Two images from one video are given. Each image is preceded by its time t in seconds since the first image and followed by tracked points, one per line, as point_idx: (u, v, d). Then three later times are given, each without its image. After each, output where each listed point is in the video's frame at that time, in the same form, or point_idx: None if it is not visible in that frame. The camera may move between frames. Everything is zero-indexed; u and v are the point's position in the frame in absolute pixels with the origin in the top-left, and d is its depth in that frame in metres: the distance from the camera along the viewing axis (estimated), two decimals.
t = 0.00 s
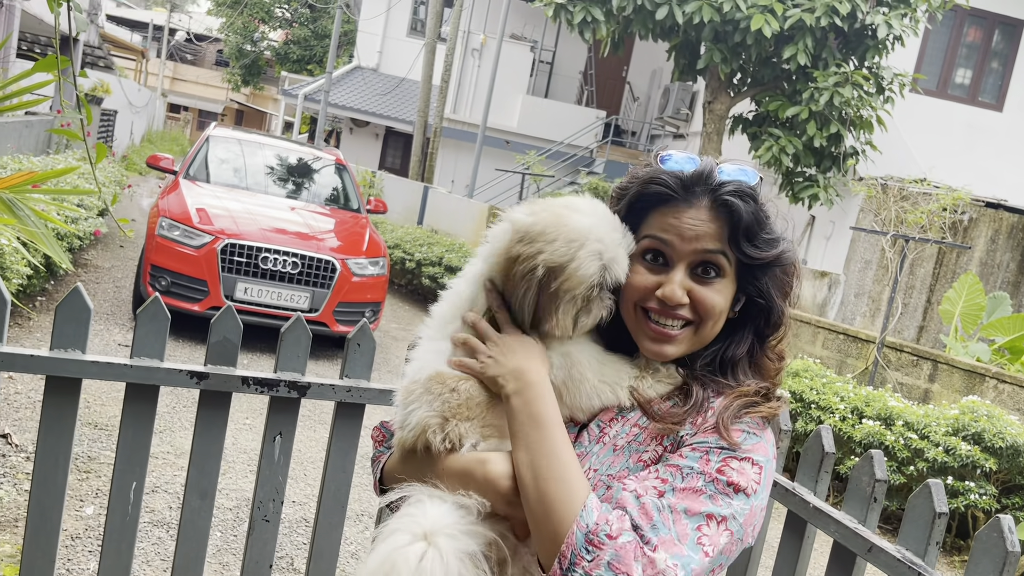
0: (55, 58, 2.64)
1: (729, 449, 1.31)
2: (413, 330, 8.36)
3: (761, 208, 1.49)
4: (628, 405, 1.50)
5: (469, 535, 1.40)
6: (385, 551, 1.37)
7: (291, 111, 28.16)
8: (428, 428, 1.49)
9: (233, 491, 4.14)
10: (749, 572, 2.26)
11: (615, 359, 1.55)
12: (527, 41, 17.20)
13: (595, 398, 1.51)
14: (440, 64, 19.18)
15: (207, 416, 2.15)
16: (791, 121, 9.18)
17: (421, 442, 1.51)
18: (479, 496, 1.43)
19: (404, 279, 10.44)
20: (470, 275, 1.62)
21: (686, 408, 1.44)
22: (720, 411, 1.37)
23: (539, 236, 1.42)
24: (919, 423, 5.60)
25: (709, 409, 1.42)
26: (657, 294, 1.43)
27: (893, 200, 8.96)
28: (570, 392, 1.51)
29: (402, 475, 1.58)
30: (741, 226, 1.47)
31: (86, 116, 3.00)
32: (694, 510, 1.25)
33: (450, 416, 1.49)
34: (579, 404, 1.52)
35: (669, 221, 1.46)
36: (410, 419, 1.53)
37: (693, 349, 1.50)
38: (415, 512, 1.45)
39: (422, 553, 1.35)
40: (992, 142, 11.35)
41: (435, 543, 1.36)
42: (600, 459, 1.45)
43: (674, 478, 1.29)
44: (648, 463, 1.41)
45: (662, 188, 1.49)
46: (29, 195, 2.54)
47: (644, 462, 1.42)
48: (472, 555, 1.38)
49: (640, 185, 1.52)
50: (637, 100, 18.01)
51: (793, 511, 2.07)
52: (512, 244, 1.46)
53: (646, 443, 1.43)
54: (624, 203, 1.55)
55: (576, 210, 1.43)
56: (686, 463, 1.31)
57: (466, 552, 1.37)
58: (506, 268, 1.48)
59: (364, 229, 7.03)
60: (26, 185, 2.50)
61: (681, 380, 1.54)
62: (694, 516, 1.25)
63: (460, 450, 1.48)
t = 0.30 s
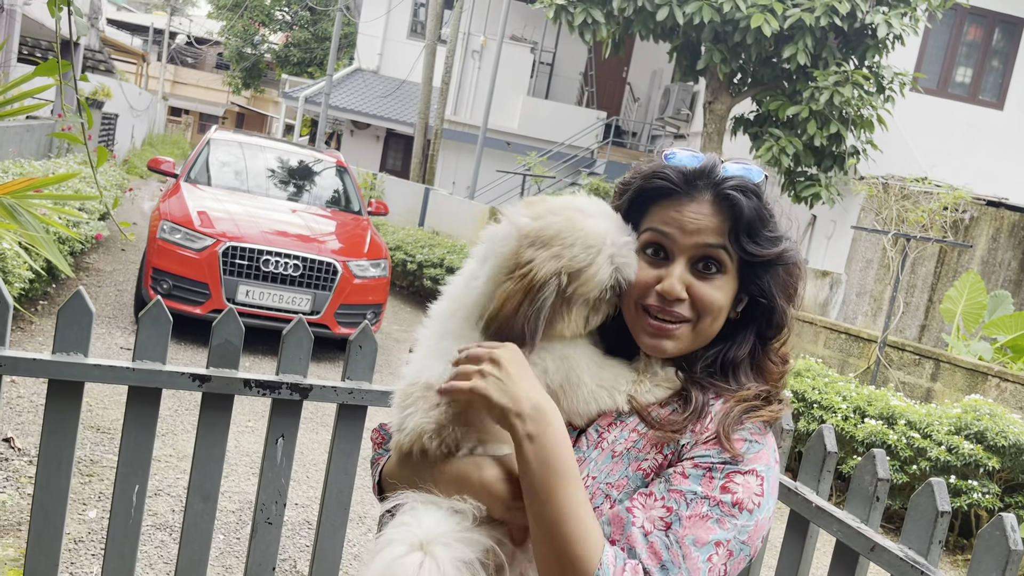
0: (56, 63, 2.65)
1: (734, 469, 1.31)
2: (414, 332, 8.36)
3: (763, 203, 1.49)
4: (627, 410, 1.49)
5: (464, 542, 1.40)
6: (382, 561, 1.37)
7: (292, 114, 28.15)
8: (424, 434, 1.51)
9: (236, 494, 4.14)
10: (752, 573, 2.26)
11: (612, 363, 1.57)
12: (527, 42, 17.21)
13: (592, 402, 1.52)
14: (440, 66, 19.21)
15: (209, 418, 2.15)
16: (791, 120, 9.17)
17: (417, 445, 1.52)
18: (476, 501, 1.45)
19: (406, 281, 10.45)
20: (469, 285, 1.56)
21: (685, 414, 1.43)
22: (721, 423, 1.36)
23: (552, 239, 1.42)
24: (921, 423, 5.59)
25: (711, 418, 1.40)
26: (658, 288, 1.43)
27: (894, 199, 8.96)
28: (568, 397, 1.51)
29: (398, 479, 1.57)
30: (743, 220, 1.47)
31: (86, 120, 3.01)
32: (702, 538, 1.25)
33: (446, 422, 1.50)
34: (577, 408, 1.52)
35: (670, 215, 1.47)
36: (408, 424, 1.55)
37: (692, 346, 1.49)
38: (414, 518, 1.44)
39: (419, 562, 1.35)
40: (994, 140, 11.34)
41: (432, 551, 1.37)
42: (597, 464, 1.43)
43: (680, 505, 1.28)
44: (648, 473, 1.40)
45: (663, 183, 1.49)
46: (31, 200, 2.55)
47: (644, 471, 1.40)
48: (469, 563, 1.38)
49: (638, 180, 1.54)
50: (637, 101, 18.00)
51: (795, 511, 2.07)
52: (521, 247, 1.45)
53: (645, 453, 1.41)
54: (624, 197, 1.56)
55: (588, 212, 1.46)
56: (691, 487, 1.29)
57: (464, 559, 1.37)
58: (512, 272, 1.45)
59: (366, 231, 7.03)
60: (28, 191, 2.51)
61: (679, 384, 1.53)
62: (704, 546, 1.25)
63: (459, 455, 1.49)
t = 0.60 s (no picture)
0: (53, 65, 2.65)
1: (723, 434, 1.29)
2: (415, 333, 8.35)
3: (786, 194, 1.49)
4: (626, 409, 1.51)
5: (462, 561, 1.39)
6: None
7: (292, 116, 28.15)
8: (422, 441, 1.47)
9: (237, 496, 4.14)
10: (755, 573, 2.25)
11: (615, 359, 1.56)
12: (527, 43, 17.21)
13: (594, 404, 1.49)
14: (440, 68, 19.21)
15: (208, 420, 2.15)
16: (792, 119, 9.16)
17: (415, 452, 1.49)
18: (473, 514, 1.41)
19: (407, 282, 10.44)
20: (472, 276, 1.56)
21: (680, 401, 1.42)
22: (718, 403, 1.35)
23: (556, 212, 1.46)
24: (924, 421, 5.57)
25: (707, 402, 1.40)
26: (670, 264, 1.43)
27: (896, 198, 9.05)
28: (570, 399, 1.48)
29: (400, 484, 1.56)
30: (764, 206, 1.46)
31: (85, 123, 3.01)
32: (680, 481, 1.22)
33: (445, 429, 1.46)
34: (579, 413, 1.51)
35: (690, 194, 1.49)
36: (405, 429, 1.52)
37: (697, 334, 1.47)
38: (413, 530, 1.43)
39: None
40: (994, 138, 11.33)
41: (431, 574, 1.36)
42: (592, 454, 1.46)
43: (663, 455, 1.26)
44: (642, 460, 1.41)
45: (684, 168, 1.52)
46: (29, 202, 2.55)
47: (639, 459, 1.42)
48: None
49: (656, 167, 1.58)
50: (637, 101, 17.98)
51: (798, 510, 2.06)
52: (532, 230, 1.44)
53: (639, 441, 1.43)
54: (646, 180, 1.59)
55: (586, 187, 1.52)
56: (677, 443, 1.28)
57: None
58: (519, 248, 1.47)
59: (366, 232, 7.03)
60: (25, 194, 2.51)
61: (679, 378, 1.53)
62: (679, 489, 1.21)
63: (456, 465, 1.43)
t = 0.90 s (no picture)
0: (50, 67, 2.64)
1: (735, 453, 1.26)
2: (416, 334, 8.35)
3: (784, 219, 1.38)
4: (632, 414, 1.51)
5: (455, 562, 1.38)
6: None
7: (291, 119, 28.09)
8: (420, 444, 1.50)
9: (238, 498, 4.13)
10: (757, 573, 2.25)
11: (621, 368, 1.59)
12: (526, 43, 17.21)
13: (600, 409, 1.52)
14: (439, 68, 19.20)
15: (207, 422, 2.14)
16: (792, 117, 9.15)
17: (413, 456, 1.51)
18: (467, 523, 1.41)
19: (407, 283, 10.43)
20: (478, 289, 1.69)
21: (692, 415, 1.40)
22: (729, 418, 1.32)
23: (552, 224, 1.54)
24: (926, 419, 5.55)
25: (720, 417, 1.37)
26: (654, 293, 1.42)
27: (896, 195, 9.07)
28: (575, 403, 1.53)
29: (397, 493, 1.57)
30: (754, 235, 1.37)
31: (81, 125, 2.99)
32: (689, 506, 1.21)
33: (443, 433, 1.49)
34: (584, 418, 1.53)
35: (679, 220, 1.43)
36: (404, 432, 1.54)
37: (691, 355, 1.47)
38: (408, 531, 1.43)
39: None
40: (995, 135, 11.31)
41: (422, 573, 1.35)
42: (602, 465, 1.43)
43: (671, 475, 1.26)
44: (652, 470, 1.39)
45: (679, 193, 1.46)
46: (28, 205, 2.54)
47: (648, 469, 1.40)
48: None
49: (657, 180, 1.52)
50: (637, 100, 17.97)
51: (799, 509, 2.05)
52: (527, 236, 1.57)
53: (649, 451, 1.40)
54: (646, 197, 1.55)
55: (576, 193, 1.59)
56: (687, 462, 1.27)
57: None
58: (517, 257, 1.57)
59: (366, 233, 7.02)
60: (24, 197, 2.50)
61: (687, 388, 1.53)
62: (688, 513, 1.21)
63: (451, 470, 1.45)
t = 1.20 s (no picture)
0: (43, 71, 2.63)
1: (718, 461, 1.22)
2: (416, 335, 8.35)
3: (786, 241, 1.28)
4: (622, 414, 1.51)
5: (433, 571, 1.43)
6: None
7: (291, 120, 28.09)
8: (401, 449, 1.49)
9: (237, 500, 4.13)
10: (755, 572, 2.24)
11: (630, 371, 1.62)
12: (525, 43, 17.24)
13: (591, 411, 1.52)
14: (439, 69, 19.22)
15: (205, 425, 2.15)
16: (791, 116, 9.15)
17: (395, 461, 1.51)
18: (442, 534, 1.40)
19: (407, 284, 10.43)
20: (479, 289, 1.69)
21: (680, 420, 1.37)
22: (714, 427, 1.27)
23: (543, 212, 1.54)
24: (927, 417, 5.55)
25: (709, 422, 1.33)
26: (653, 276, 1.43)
27: (895, 193, 9.08)
28: (566, 403, 1.53)
29: (389, 496, 1.56)
30: (745, 246, 1.30)
31: (75, 129, 2.99)
32: (666, 513, 1.19)
33: (425, 437, 1.48)
34: (575, 420, 1.53)
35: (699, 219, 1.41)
36: (390, 435, 1.55)
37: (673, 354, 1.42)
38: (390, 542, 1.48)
39: None
40: (995, 133, 11.32)
41: None
42: (591, 467, 1.41)
43: (653, 482, 1.23)
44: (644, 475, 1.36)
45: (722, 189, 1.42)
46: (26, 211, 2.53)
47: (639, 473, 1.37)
48: None
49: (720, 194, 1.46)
50: (636, 100, 17.99)
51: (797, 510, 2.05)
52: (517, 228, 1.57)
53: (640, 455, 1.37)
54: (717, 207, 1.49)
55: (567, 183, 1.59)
56: (670, 469, 1.25)
57: None
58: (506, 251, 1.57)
59: (366, 235, 7.02)
60: (23, 202, 2.50)
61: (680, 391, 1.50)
62: (664, 519, 1.18)
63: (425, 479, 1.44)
